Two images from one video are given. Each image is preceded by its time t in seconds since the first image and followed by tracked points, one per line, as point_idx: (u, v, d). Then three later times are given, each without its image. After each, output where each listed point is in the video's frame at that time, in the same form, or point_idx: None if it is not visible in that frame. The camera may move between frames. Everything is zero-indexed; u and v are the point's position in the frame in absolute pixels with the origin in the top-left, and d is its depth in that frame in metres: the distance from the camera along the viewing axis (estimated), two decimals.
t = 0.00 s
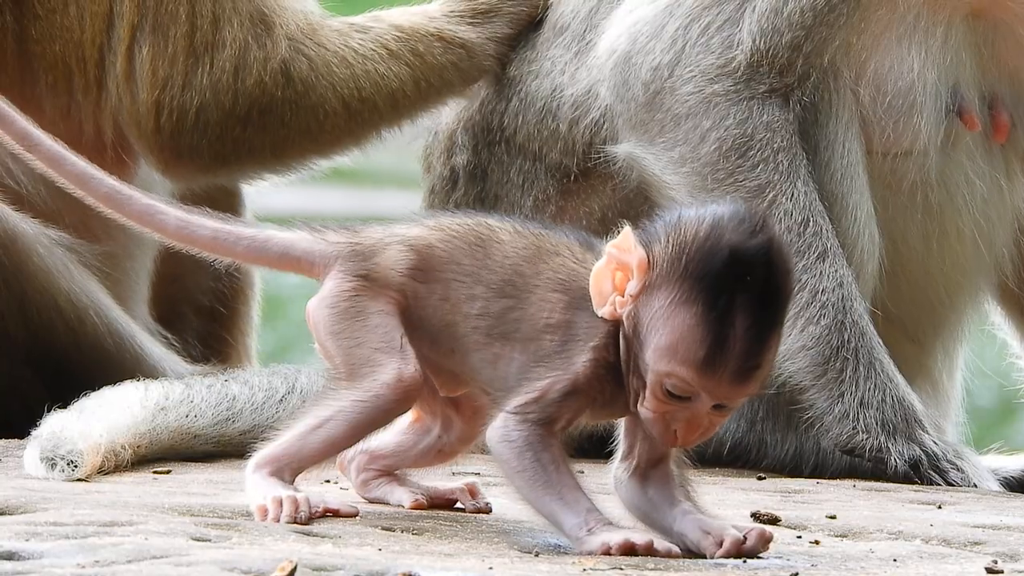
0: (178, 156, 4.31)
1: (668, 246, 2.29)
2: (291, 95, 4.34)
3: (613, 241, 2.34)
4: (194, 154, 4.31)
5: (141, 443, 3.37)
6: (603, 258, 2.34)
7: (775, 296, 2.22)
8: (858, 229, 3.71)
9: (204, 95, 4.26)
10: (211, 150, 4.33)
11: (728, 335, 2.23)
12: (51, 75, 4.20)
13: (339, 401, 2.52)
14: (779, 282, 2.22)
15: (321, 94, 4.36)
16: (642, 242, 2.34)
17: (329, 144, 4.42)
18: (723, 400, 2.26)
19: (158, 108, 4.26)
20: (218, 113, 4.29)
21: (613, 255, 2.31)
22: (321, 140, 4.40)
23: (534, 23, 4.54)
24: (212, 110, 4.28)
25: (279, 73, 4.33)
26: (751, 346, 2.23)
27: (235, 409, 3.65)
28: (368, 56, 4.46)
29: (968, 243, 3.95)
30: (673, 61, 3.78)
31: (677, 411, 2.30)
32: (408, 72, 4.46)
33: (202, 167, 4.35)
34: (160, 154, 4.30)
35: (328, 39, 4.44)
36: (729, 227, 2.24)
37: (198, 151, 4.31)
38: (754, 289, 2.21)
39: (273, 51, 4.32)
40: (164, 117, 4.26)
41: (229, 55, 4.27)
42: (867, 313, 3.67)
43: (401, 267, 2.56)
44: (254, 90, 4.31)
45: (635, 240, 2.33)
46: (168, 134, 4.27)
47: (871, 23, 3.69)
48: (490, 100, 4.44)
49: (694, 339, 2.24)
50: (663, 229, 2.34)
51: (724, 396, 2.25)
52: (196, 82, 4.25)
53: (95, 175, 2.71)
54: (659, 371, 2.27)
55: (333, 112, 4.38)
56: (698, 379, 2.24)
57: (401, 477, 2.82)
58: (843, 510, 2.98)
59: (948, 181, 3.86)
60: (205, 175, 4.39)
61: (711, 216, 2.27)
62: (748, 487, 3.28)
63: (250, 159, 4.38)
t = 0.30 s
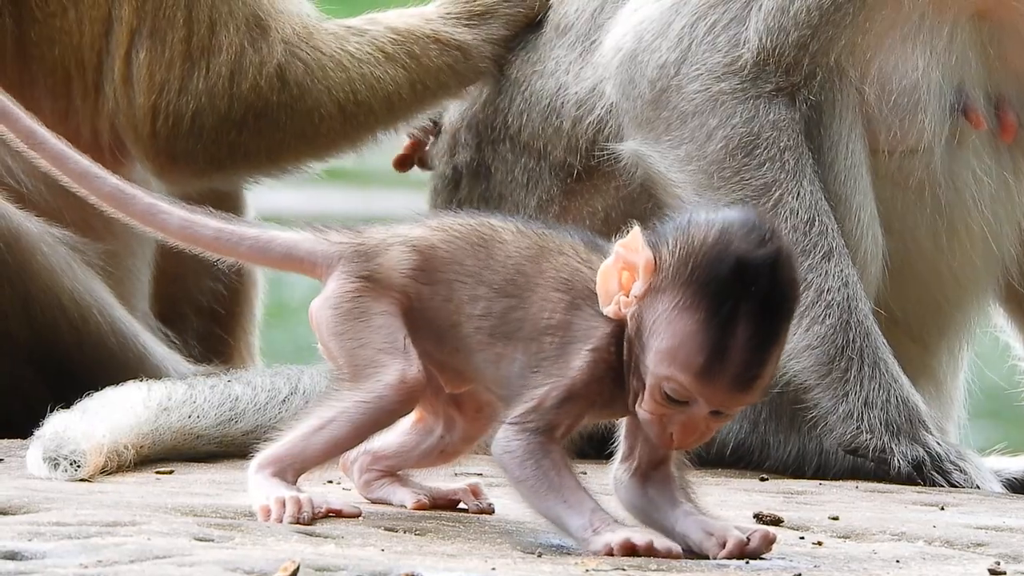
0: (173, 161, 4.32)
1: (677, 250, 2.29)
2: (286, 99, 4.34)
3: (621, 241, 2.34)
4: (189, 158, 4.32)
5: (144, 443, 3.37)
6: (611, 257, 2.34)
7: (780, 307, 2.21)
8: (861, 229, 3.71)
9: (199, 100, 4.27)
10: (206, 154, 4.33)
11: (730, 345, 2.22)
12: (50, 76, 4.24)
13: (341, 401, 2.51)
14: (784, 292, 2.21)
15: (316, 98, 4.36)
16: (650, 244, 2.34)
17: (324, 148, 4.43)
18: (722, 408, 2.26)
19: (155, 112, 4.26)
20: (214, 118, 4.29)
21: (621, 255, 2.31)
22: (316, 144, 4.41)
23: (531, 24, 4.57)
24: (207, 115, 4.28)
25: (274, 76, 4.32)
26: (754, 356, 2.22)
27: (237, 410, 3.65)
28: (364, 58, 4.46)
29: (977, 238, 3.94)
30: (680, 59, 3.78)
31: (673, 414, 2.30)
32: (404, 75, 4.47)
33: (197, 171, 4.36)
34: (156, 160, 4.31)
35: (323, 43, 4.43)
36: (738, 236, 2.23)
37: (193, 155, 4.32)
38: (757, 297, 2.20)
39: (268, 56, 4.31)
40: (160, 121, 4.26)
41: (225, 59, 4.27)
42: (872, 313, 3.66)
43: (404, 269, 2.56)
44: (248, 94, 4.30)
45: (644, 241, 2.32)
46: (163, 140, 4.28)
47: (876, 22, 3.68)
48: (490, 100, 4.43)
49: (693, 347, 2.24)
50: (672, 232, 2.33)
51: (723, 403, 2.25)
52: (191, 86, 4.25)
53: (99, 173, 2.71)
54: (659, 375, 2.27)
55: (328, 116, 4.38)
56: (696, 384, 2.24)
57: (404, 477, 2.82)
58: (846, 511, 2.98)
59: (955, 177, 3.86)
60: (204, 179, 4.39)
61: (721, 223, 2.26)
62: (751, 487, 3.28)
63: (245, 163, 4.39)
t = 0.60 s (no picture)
0: (155, 155, 4.29)
1: (692, 251, 2.28)
2: (269, 93, 4.34)
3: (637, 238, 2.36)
4: (171, 151, 4.29)
5: (149, 442, 3.38)
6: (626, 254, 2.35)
7: (794, 315, 2.23)
8: (866, 230, 3.71)
9: (182, 92, 4.25)
10: (188, 148, 4.30)
11: (742, 352, 2.23)
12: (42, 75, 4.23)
13: (346, 401, 2.52)
14: (800, 301, 2.23)
15: (299, 92, 4.36)
16: (664, 241, 2.33)
17: (309, 142, 4.41)
18: (727, 411, 2.26)
19: (138, 106, 4.24)
20: (196, 110, 4.27)
21: (636, 252, 2.33)
22: (301, 138, 4.40)
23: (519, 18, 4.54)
24: (190, 109, 4.26)
25: (257, 71, 4.32)
26: (765, 363, 2.23)
27: (242, 409, 3.65)
28: (348, 52, 4.45)
29: (980, 240, 3.94)
30: (686, 59, 3.77)
31: (676, 414, 2.31)
32: (390, 69, 4.46)
33: (177, 167, 4.33)
34: (139, 153, 4.28)
35: (309, 36, 4.42)
36: (758, 244, 2.24)
37: (175, 149, 4.29)
38: (773, 305, 2.21)
39: (252, 50, 4.30)
40: (143, 115, 4.24)
41: (211, 54, 4.26)
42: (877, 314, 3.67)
43: (405, 271, 2.55)
44: (230, 86, 4.29)
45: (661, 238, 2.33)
46: (146, 133, 4.25)
47: (882, 23, 3.68)
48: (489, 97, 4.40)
49: (702, 350, 2.24)
50: (691, 231, 2.32)
51: (727, 408, 2.26)
52: (176, 80, 4.24)
53: (93, 177, 2.67)
54: (665, 374, 2.28)
55: (312, 109, 4.38)
56: (704, 387, 2.25)
57: (408, 478, 2.82)
58: (851, 512, 2.98)
59: (960, 179, 3.86)
60: (181, 174, 4.36)
61: (739, 227, 2.27)
62: (755, 488, 3.28)
63: (229, 157, 4.36)
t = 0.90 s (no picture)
0: (170, 153, 4.28)
1: (677, 245, 2.27)
2: (281, 96, 4.32)
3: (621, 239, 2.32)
4: (188, 151, 4.29)
5: (153, 440, 3.38)
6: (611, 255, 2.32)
7: (782, 302, 2.21)
8: (870, 231, 3.71)
9: (199, 92, 4.24)
10: (204, 147, 4.30)
11: (734, 342, 2.22)
12: (45, 78, 4.23)
13: (348, 400, 2.52)
14: (786, 287, 2.21)
15: (310, 93, 4.33)
16: (649, 240, 2.32)
17: (318, 144, 4.41)
18: (724, 403, 2.26)
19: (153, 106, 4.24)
20: (211, 112, 4.27)
21: (621, 253, 2.30)
22: (310, 139, 4.38)
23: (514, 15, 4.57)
24: (205, 110, 4.26)
25: (270, 74, 4.31)
26: (758, 352, 2.23)
27: (245, 407, 3.65)
28: (351, 55, 4.44)
29: (980, 243, 3.95)
30: (690, 59, 3.78)
31: (678, 411, 2.30)
32: (392, 70, 4.45)
33: (193, 164, 4.33)
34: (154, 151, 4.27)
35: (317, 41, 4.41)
36: (738, 232, 2.22)
37: (191, 147, 4.29)
38: (760, 294, 2.20)
39: (266, 53, 4.29)
40: (159, 114, 4.24)
41: (226, 54, 4.25)
42: (880, 313, 3.66)
43: (402, 272, 2.55)
44: (245, 89, 4.28)
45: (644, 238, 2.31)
46: (162, 132, 4.25)
47: (886, 24, 3.68)
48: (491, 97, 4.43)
49: (697, 344, 2.23)
50: (672, 228, 2.31)
51: (727, 399, 2.26)
52: (191, 78, 4.24)
53: (91, 183, 2.66)
54: (663, 372, 2.27)
55: (322, 111, 4.35)
56: (701, 381, 2.24)
57: (412, 475, 2.82)
58: (854, 513, 2.98)
59: (960, 182, 3.87)
60: (197, 174, 4.37)
61: (721, 219, 2.25)
62: (759, 489, 3.28)
63: (243, 157, 4.36)
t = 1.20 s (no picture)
0: (176, 169, 4.28)
1: (654, 237, 2.27)
2: (290, 109, 4.30)
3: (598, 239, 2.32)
4: (193, 167, 4.28)
5: (153, 439, 3.38)
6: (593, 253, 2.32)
7: (768, 281, 2.20)
8: (872, 230, 3.71)
9: (204, 109, 4.22)
10: (209, 163, 4.29)
11: (725, 328, 2.21)
12: (53, 86, 4.23)
13: (347, 397, 2.52)
14: (769, 267, 2.20)
15: (321, 104, 4.31)
16: (627, 234, 2.31)
17: (328, 156, 4.38)
18: (722, 390, 2.25)
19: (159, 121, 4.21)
20: (216, 127, 4.24)
21: (602, 250, 2.30)
22: (320, 151, 4.36)
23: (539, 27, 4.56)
24: (211, 124, 4.23)
25: (279, 86, 4.28)
26: (747, 334, 2.21)
27: (246, 406, 3.65)
28: (368, 64, 4.41)
29: (979, 245, 3.94)
30: (692, 58, 3.78)
31: (679, 404, 2.29)
32: (409, 79, 4.41)
33: (197, 180, 4.32)
34: (156, 164, 4.27)
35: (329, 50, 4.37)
36: (713, 215, 2.22)
37: (196, 163, 4.28)
38: (745, 278, 2.19)
39: (273, 65, 4.26)
40: (164, 130, 4.22)
41: (232, 67, 4.22)
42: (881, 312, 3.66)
43: (396, 266, 2.55)
44: (251, 102, 4.25)
45: (625, 235, 2.30)
46: (167, 148, 4.23)
47: (889, 22, 3.68)
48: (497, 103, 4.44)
49: (690, 333, 2.22)
50: (648, 221, 2.31)
51: (726, 385, 2.24)
52: (197, 95, 4.21)
53: (83, 216, 2.70)
54: (659, 367, 2.26)
55: (333, 124, 4.33)
56: (697, 372, 2.23)
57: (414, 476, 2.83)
58: (855, 512, 2.98)
59: (960, 184, 3.88)
60: (204, 188, 4.36)
61: (695, 206, 2.24)
62: (759, 488, 3.28)
63: (249, 169, 4.35)
